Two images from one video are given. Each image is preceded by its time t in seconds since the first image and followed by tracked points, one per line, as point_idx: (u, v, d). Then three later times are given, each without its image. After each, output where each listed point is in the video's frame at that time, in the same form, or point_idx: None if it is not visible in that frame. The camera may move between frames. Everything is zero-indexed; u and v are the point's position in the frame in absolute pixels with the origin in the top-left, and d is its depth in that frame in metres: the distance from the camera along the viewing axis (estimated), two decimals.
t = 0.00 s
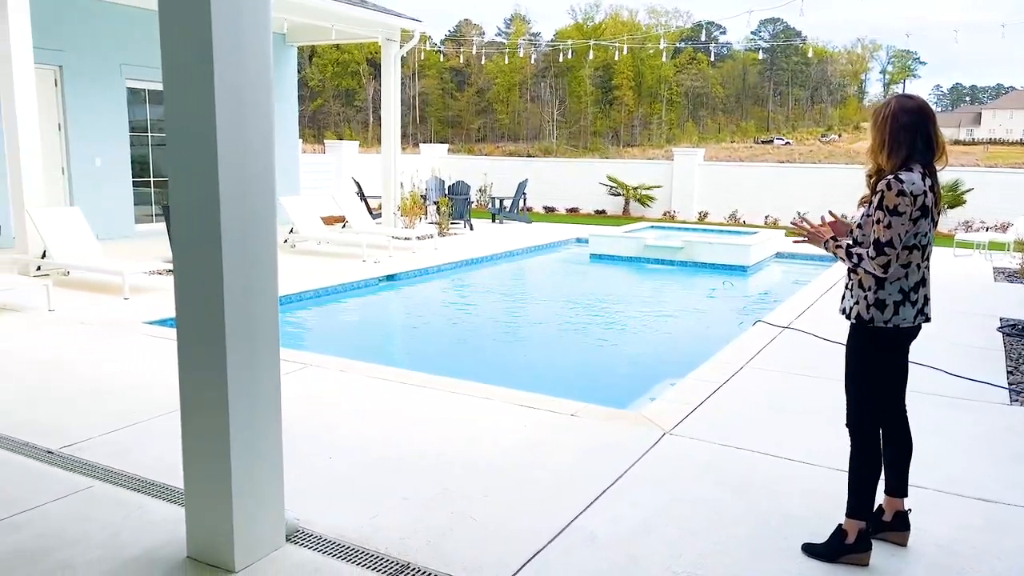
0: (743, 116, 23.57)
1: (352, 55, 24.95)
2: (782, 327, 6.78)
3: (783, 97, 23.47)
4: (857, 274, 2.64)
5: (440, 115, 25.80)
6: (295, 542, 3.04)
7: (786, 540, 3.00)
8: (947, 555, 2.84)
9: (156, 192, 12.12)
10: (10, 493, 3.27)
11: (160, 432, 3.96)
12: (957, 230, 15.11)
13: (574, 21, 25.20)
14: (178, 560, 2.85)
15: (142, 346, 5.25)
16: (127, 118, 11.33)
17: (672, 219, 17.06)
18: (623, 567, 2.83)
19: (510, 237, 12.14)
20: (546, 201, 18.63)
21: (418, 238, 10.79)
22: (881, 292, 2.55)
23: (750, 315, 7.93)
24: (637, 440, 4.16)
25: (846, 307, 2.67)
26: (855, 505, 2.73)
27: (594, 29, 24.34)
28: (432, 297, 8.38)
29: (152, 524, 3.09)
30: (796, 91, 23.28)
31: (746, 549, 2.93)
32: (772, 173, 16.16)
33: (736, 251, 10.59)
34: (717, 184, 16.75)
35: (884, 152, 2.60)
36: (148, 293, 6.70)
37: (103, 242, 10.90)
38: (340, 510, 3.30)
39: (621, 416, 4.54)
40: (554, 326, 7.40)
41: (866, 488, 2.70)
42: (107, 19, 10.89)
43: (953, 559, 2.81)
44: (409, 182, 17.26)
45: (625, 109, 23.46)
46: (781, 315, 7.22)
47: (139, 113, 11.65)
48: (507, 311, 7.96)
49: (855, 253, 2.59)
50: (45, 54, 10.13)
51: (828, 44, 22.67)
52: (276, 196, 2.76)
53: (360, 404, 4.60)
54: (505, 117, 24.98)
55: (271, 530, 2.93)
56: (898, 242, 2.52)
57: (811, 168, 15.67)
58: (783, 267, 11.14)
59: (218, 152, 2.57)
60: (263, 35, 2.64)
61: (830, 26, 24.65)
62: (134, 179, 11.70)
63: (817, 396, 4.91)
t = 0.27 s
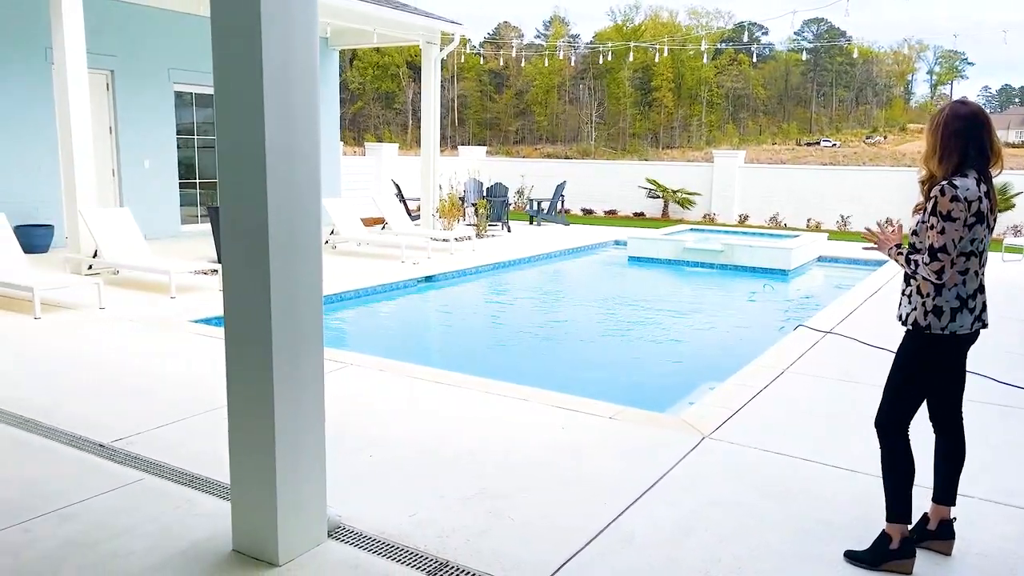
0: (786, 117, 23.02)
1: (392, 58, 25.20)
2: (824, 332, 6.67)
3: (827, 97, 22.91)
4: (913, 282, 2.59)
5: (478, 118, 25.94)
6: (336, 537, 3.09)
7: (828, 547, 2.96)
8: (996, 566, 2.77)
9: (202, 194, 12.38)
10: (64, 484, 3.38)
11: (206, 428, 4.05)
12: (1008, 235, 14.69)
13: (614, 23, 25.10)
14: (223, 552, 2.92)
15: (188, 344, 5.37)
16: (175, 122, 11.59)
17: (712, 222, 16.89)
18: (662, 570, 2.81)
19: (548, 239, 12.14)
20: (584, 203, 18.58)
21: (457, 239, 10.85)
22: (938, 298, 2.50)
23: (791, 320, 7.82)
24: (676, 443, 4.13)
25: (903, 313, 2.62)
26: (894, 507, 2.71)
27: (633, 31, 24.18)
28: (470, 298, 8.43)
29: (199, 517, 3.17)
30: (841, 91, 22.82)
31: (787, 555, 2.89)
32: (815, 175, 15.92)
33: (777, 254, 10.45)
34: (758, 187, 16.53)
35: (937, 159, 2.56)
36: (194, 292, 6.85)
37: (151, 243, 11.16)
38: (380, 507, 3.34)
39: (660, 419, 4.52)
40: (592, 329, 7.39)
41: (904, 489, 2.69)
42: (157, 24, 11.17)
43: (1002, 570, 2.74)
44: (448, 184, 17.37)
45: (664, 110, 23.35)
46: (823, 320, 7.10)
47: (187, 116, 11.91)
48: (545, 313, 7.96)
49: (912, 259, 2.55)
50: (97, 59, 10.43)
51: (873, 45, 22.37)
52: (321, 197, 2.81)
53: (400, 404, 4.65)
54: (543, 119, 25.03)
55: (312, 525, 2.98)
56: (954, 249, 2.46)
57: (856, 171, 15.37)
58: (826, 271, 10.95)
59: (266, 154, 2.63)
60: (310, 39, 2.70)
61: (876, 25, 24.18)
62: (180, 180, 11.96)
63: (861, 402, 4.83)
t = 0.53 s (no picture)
0: (830, 120, 22.70)
1: (432, 62, 25.41)
2: (868, 338, 6.56)
3: (871, 100, 22.49)
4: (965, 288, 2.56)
5: (517, 121, 26.01)
6: (378, 536, 3.13)
7: (873, 557, 2.91)
8: None
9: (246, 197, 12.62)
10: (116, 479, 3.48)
11: (251, 426, 4.13)
12: None
13: (654, 25, 24.91)
14: (268, 548, 2.98)
15: (234, 344, 5.49)
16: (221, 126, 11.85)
17: (754, 226, 16.68)
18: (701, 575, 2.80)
19: (587, 243, 12.12)
20: (623, 206, 18.51)
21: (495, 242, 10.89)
22: (991, 304, 2.46)
23: (834, 326, 7.69)
24: (716, 449, 4.10)
25: (955, 319, 2.57)
26: (942, 515, 2.66)
27: (674, 33, 23.97)
28: (508, 301, 8.46)
29: (245, 513, 3.24)
30: (887, 93, 22.31)
31: (830, 563, 2.86)
32: (859, 179, 15.63)
33: (820, 259, 10.29)
34: (801, 190, 16.29)
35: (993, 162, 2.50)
36: (239, 293, 6.99)
37: (197, 244, 11.42)
38: (421, 507, 3.38)
39: (700, 425, 4.49)
40: (631, 333, 7.36)
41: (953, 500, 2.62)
42: (205, 31, 11.43)
43: None
44: (487, 187, 17.46)
45: (705, 113, 23.05)
46: (867, 327, 6.98)
47: (231, 121, 12.15)
48: (583, 317, 7.96)
49: (965, 265, 2.50)
50: (148, 65, 10.70)
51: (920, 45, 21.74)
52: (366, 201, 2.86)
53: (440, 406, 4.69)
54: (582, 122, 25.01)
55: (355, 523, 3.03)
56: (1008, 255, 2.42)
57: (902, 174, 15.05)
58: (871, 277, 10.75)
59: (314, 158, 2.68)
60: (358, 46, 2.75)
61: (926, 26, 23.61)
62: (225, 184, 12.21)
63: (906, 410, 4.73)
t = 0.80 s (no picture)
0: (880, 123, 22.11)
1: (476, 68, 25.59)
2: (920, 347, 6.40)
3: (924, 103, 21.71)
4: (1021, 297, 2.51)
5: (560, 125, 26.00)
6: (424, 536, 3.16)
7: (927, 570, 2.84)
8: None
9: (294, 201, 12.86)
10: (171, 475, 3.58)
11: (300, 426, 4.22)
12: None
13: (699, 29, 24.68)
14: (317, 546, 3.03)
15: (282, 345, 5.59)
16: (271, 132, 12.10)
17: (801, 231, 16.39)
18: None
19: (631, 248, 12.07)
20: (667, 211, 18.37)
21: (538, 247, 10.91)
22: None
23: (884, 334, 7.52)
24: (763, 457, 4.05)
25: (1014, 328, 2.51)
26: (997, 527, 2.59)
27: (720, 37, 23.80)
28: (551, 305, 8.47)
29: (295, 511, 3.31)
30: (940, 96, 21.50)
31: None
32: (911, 184, 15.26)
33: (870, 266, 10.07)
34: (850, 196, 15.97)
35: None
36: (287, 295, 7.13)
37: (247, 248, 11.67)
38: (466, 509, 3.40)
39: (746, 433, 4.43)
40: (674, 339, 7.30)
41: (1007, 512, 2.54)
42: (256, 39, 11.68)
43: None
44: (530, 192, 17.50)
45: (751, 117, 22.83)
46: (919, 335, 6.81)
47: (280, 127, 12.38)
48: (627, 322, 7.92)
49: None
50: (202, 72, 10.97)
51: (974, 49, 20.94)
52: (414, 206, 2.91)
53: (484, 409, 4.71)
54: (626, 126, 24.88)
55: (401, 524, 3.06)
56: None
57: (957, 179, 14.65)
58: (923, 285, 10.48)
59: (365, 165, 2.74)
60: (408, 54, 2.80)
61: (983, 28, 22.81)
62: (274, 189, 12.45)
63: (961, 421, 4.61)
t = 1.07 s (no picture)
0: (946, 129, 21.07)
1: (531, 74, 25.67)
2: (990, 360, 6.17)
3: (992, 108, 20.55)
4: None
5: (614, 131, 25.86)
6: (480, 542, 3.18)
7: None
8: None
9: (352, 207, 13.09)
10: (234, 473, 3.68)
11: (358, 429, 4.28)
12: None
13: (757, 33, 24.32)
14: (374, 547, 3.07)
15: (341, 349, 5.69)
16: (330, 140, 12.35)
17: (863, 239, 15.96)
18: None
19: (686, 255, 11.94)
20: (723, 218, 18.12)
21: (592, 253, 10.88)
22: None
23: (952, 346, 7.27)
24: (824, 470, 3.95)
25: None
26: None
27: (779, 41, 23.50)
28: (604, 313, 8.42)
29: (354, 512, 3.36)
30: (1009, 102, 20.47)
31: None
32: (980, 192, 14.72)
33: (937, 276, 9.76)
34: (915, 203, 15.47)
35: None
36: (345, 300, 7.26)
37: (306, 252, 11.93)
38: (522, 515, 3.41)
39: (807, 445, 4.34)
40: (731, 348, 7.19)
41: None
42: (317, 49, 11.94)
43: None
44: (584, 199, 17.47)
45: (810, 123, 22.46)
46: (989, 348, 6.56)
47: (339, 134, 12.62)
48: (682, 330, 7.83)
49: None
50: (266, 81, 11.26)
51: None
52: (474, 211, 2.95)
53: (539, 415, 4.72)
54: (681, 132, 24.48)
55: (457, 528, 3.08)
56: None
57: None
58: (993, 296, 10.10)
59: (427, 170, 2.78)
60: (470, 61, 2.85)
61: None
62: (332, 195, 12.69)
63: None
